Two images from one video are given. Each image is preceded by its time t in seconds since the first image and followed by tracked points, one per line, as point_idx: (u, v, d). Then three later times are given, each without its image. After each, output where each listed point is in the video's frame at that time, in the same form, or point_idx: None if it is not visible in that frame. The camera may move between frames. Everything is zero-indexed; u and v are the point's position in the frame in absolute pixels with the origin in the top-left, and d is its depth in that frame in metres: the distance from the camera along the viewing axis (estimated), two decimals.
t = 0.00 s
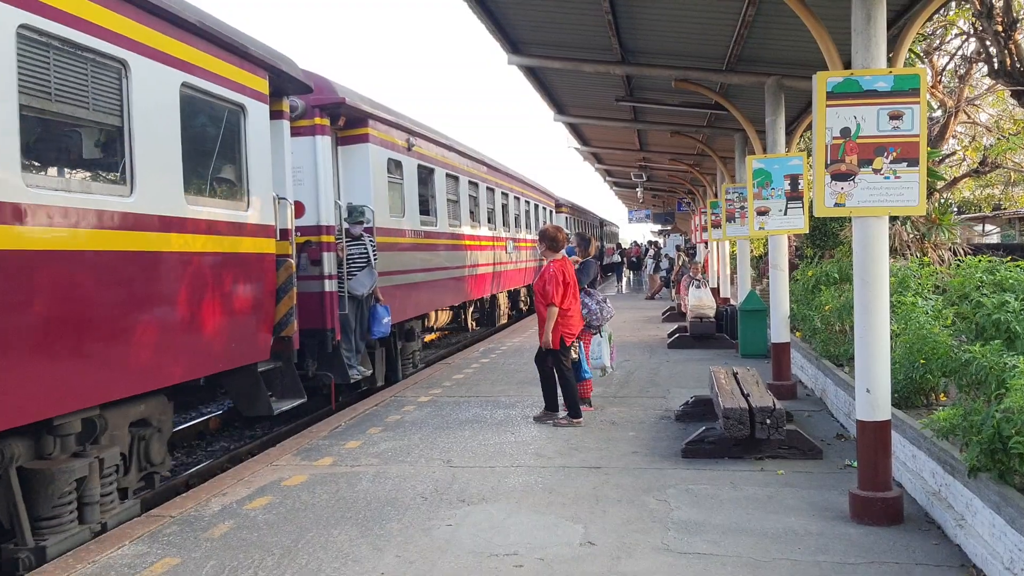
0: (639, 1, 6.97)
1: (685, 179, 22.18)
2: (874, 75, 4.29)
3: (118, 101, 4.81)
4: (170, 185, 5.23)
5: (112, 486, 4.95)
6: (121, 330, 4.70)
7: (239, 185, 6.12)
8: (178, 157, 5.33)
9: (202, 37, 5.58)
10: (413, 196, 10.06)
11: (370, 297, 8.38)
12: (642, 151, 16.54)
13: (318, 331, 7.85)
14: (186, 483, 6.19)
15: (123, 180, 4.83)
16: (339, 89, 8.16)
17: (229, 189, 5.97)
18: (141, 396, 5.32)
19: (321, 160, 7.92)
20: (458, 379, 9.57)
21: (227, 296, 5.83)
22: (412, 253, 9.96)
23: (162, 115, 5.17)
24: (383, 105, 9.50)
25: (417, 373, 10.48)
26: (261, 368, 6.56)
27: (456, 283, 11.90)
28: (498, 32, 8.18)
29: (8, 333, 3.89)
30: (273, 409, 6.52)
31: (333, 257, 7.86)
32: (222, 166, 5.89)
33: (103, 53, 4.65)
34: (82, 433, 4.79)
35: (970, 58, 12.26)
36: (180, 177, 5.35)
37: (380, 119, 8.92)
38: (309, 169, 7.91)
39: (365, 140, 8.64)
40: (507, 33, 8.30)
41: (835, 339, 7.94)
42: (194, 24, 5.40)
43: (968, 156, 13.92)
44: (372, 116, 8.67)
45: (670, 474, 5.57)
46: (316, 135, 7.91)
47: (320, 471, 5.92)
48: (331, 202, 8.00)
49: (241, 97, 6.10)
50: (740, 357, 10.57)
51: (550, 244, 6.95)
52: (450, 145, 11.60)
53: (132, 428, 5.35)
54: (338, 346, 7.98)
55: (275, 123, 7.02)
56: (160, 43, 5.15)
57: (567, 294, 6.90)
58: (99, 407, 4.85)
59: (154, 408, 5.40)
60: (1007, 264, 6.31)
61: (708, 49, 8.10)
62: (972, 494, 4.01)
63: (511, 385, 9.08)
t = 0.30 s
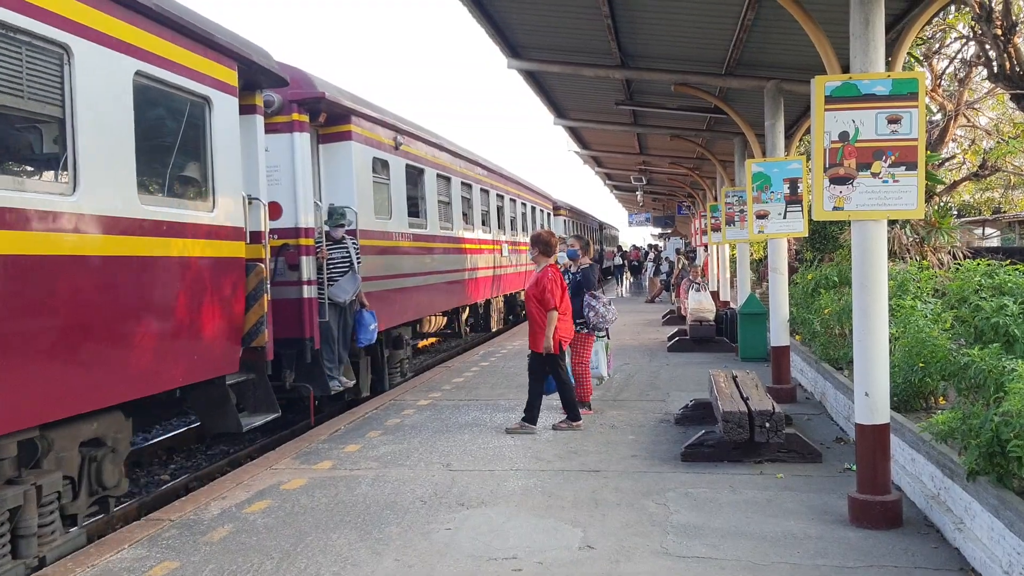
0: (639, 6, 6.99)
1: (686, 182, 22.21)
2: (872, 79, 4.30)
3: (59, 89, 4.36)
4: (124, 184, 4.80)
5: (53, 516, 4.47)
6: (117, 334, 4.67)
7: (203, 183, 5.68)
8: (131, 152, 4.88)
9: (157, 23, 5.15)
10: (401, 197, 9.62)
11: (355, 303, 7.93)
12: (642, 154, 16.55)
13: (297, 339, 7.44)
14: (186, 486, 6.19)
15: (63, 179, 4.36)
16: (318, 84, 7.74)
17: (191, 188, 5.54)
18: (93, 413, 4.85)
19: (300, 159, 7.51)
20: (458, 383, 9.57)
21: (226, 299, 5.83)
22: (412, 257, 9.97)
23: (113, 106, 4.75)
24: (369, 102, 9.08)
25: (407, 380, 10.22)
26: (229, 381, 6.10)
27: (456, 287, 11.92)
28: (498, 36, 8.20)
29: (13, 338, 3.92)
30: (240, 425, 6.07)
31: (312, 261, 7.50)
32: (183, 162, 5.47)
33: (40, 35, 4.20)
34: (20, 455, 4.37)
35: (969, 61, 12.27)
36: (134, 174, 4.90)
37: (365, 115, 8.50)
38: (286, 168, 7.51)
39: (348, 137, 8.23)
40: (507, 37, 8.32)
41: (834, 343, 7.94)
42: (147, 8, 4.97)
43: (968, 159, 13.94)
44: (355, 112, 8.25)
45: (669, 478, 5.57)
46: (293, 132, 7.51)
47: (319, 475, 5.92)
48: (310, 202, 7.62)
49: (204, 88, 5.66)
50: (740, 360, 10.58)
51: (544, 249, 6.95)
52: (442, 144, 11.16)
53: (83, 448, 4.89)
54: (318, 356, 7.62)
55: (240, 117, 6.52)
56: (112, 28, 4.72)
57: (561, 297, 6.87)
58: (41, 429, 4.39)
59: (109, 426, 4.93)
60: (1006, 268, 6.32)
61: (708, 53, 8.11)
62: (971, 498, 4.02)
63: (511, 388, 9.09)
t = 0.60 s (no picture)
0: (637, 10, 7.01)
1: (684, 186, 22.26)
2: (870, 84, 4.30)
3: None
4: (69, 181, 4.38)
5: None
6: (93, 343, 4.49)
7: (163, 181, 5.24)
8: (76, 145, 4.45)
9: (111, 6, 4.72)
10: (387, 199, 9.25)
11: (336, 308, 7.67)
12: (640, 158, 16.57)
13: (272, 348, 7.15)
14: (183, 489, 6.18)
15: None
16: (294, 76, 7.32)
17: (149, 185, 5.10)
18: (41, 430, 4.36)
19: (276, 157, 7.17)
20: (456, 386, 9.56)
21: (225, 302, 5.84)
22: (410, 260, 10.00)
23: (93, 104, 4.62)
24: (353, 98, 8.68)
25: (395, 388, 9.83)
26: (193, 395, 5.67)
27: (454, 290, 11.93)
28: (497, 39, 8.22)
29: (13, 340, 3.93)
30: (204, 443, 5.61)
31: (289, 265, 7.20)
32: (140, 158, 5.04)
33: None
34: None
35: (967, 65, 12.31)
36: (78, 170, 4.46)
37: (347, 112, 8.10)
38: (261, 167, 7.16)
39: (328, 135, 7.83)
40: (505, 40, 8.33)
41: (832, 346, 7.95)
42: None
43: (966, 163, 13.97)
44: (336, 108, 7.85)
45: (667, 481, 5.57)
46: (269, 127, 7.18)
47: (317, 478, 5.92)
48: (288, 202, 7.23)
49: (165, 78, 5.22)
50: (738, 364, 10.59)
51: (528, 250, 6.92)
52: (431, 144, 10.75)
53: (28, 468, 4.38)
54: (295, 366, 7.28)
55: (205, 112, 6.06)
56: (72, 16, 4.42)
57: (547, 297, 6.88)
58: None
59: (58, 443, 4.44)
60: (1004, 272, 6.33)
61: (706, 57, 8.14)
62: (968, 501, 4.02)
63: (509, 392, 9.08)
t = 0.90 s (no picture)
0: (636, 12, 7.01)
1: (683, 189, 22.28)
2: (869, 86, 4.31)
3: None
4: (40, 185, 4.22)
5: None
6: (53, 355, 4.22)
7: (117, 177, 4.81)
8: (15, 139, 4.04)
9: None
10: (374, 199, 8.92)
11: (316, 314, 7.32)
12: (639, 160, 16.57)
13: (247, 356, 6.77)
14: (182, 492, 6.17)
15: None
16: (270, 68, 6.96)
17: (102, 181, 4.70)
18: None
19: (251, 153, 6.77)
20: (456, 389, 9.56)
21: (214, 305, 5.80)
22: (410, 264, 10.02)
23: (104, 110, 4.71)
24: (336, 94, 8.35)
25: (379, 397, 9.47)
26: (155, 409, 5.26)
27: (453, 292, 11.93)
28: (495, 42, 8.23)
29: (13, 345, 3.95)
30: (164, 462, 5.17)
31: (263, 267, 6.84)
32: (93, 151, 4.63)
33: None
34: None
35: (965, 68, 12.33)
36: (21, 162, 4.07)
37: (328, 107, 7.74)
38: (235, 165, 6.77)
39: (308, 130, 7.48)
40: (504, 43, 8.34)
41: (831, 349, 7.96)
42: None
43: (964, 166, 13.99)
44: (316, 102, 7.50)
45: (666, 483, 5.57)
46: (243, 122, 6.74)
47: (316, 481, 5.91)
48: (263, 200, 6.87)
49: (119, 65, 4.77)
50: (736, 366, 10.59)
51: (514, 252, 6.81)
52: (421, 142, 10.40)
53: None
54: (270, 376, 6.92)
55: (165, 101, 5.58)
56: (78, 22, 4.45)
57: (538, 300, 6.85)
58: None
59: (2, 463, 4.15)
60: (1002, 274, 6.34)
61: (705, 60, 8.16)
62: (967, 503, 4.02)
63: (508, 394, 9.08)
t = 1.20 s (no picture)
0: (634, 16, 7.02)
1: (682, 193, 22.30)
2: (867, 91, 4.32)
3: None
4: None
5: None
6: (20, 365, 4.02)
7: (71, 175, 4.49)
8: None
9: None
10: (360, 200, 8.55)
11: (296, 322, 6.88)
12: (638, 164, 16.58)
13: (220, 366, 6.39)
14: (180, 496, 6.16)
15: None
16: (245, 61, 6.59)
17: (55, 178, 4.37)
18: None
19: (227, 150, 6.38)
20: (455, 393, 9.56)
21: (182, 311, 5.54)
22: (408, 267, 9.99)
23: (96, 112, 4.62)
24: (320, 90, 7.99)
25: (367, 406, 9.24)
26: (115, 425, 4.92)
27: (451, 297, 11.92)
28: (494, 46, 8.25)
29: None
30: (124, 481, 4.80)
31: (237, 272, 6.44)
32: (43, 147, 4.31)
33: None
34: None
35: (963, 73, 12.35)
36: None
37: (309, 103, 7.36)
38: (208, 162, 6.36)
39: (288, 126, 7.09)
40: (503, 47, 8.34)
41: (830, 353, 7.96)
42: None
43: (963, 170, 14.01)
44: (296, 97, 7.13)
45: (665, 488, 5.57)
46: (216, 117, 6.37)
47: (315, 485, 5.90)
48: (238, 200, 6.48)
49: (73, 53, 4.42)
50: (735, 370, 10.60)
51: (508, 258, 6.75)
52: (411, 141, 10.02)
53: None
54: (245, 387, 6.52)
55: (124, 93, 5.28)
56: (70, 23, 4.40)
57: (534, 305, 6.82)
58: None
59: None
60: (1000, 279, 6.36)
61: (703, 64, 8.17)
62: (966, 508, 4.01)
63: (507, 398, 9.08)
